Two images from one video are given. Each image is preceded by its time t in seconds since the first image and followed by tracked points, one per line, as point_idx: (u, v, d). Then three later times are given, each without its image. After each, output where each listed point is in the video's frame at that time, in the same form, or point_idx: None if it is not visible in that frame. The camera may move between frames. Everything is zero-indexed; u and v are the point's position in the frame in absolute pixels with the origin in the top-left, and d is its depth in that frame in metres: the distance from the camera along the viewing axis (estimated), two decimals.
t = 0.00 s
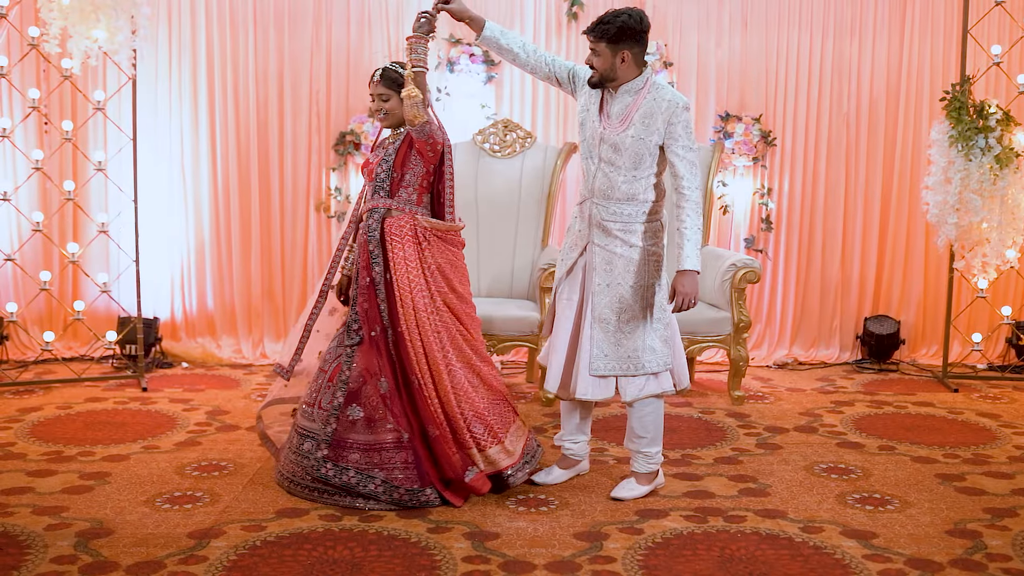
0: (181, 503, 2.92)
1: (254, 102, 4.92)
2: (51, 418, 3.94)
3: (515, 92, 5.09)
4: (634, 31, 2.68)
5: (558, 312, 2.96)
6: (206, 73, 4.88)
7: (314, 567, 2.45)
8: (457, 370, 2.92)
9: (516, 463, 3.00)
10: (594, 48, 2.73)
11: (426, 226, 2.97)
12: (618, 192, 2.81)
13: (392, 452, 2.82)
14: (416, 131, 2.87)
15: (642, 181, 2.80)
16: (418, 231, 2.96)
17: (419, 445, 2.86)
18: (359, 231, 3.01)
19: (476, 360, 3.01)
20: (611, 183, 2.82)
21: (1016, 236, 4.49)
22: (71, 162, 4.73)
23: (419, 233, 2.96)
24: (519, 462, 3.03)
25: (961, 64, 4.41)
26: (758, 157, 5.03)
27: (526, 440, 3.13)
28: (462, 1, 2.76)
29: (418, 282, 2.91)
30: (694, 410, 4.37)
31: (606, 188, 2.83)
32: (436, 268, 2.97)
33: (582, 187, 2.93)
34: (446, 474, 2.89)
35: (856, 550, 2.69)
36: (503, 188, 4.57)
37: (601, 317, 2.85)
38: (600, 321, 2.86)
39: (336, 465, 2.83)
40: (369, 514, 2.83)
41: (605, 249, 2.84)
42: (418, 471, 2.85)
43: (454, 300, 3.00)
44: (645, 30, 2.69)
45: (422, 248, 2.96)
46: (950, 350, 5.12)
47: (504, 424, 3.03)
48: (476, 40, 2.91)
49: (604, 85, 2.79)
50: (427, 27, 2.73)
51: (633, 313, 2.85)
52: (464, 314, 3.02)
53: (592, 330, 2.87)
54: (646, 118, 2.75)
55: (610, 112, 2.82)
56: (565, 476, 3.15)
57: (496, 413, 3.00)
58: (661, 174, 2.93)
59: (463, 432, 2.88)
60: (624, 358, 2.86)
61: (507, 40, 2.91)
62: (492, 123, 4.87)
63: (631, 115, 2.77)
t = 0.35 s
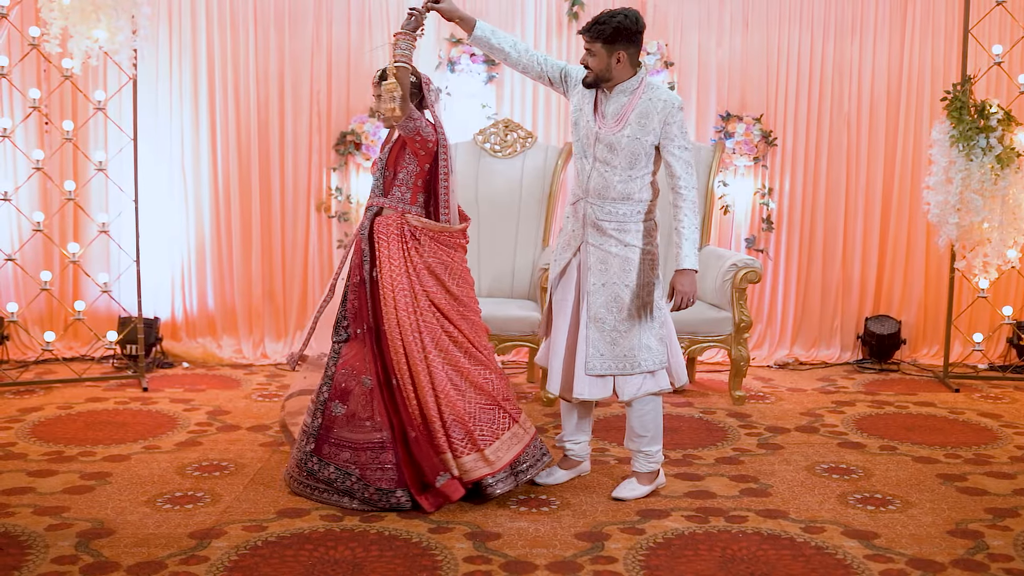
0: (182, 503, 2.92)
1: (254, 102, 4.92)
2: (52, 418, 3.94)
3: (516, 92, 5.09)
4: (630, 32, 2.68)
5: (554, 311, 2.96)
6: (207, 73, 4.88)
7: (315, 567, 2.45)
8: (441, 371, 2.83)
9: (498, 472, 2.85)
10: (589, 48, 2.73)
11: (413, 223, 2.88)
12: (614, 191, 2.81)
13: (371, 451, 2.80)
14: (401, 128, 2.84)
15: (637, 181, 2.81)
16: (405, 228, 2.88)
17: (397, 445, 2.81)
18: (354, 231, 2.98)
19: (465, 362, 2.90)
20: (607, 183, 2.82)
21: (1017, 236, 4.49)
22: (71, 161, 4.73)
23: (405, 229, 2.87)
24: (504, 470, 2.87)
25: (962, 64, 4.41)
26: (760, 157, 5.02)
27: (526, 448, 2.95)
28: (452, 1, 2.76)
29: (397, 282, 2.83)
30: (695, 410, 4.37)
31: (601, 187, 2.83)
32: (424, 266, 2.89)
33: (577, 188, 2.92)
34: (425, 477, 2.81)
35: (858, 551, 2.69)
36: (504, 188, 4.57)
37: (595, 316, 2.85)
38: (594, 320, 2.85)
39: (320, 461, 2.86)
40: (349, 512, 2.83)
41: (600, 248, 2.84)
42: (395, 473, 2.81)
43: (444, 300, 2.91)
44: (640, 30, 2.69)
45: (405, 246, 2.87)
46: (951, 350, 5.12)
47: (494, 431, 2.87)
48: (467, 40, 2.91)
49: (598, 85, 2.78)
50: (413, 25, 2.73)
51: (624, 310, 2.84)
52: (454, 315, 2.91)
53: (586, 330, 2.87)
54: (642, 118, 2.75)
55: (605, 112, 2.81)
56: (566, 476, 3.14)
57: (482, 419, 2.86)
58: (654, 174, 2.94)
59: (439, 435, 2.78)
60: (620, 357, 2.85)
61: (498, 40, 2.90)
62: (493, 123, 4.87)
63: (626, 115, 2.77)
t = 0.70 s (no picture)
0: (182, 503, 2.91)
1: (255, 102, 4.91)
2: (52, 418, 3.93)
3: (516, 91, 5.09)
4: (624, 32, 2.67)
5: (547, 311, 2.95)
6: (207, 72, 4.87)
7: (316, 567, 2.44)
8: (417, 374, 2.74)
9: (467, 481, 2.73)
10: (583, 47, 2.72)
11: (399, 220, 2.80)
12: (608, 190, 2.81)
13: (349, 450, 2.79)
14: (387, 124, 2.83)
15: (630, 180, 2.81)
16: (391, 227, 2.79)
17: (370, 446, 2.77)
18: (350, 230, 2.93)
19: (448, 366, 2.78)
20: (600, 182, 2.81)
21: (1019, 236, 4.48)
22: (71, 161, 4.73)
23: (390, 229, 2.80)
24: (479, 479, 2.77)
25: (963, 64, 4.41)
26: (760, 157, 5.01)
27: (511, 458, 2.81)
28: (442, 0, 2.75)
29: (376, 282, 2.76)
30: (696, 410, 4.36)
31: (594, 187, 2.82)
32: (409, 267, 2.80)
33: (569, 187, 2.91)
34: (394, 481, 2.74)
35: (859, 551, 2.69)
36: (503, 188, 4.56)
37: (589, 315, 2.85)
38: (588, 319, 2.85)
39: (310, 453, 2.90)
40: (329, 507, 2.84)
41: (594, 248, 2.84)
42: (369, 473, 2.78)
43: (431, 302, 2.81)
44: (634, 30, 2.69)
45: (389, 246, 2.79)
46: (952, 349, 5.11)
47: (472, 438, 2.75)
48: (458, 39, 2.90)
49: (592, 85, 2.78)
50: (402, 24, 2.74)
51: (618, 308, 2.84)
52: (440, 319, 2.80)
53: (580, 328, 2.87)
54: (636, 118, 2.75)
55: (598, 112, 2.81)
56: (567, 476, 3.13)
57: (459, 426, 2.74)
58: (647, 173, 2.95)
59: (405, 440, 2.68)
60: (615, 355, 2.84)
61: (490, 40, 2.89)
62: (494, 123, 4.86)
63: (620, 115, 2.77)
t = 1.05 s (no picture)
0: (182, 504, 2.91)
1: (255, 102, 4.91)
2: (52, 418, 3.93)
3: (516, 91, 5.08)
4: (618, 32, 2.67)
5: (542, 310, 2.95)
6: (207, 72, 4.87)
7: (316, 567, 2.44)
8: (390, 374, 2.68)
9: (425, 485, 2.64)
10: (576, 47, 2.71)
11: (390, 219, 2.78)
12: (602, 190, 2.80)
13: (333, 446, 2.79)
14: (375, 122, 2.77)
15: (624, 179, 2.80)
16: (380, 226, 2.77)
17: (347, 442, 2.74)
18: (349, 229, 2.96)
19: (424, 368, 2.71)
20: (595, 182, 2.80)
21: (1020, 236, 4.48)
22: (71, 160, 4.72)
23: (378, 229, 2.77)
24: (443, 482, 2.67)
25: (964, 63, 4.40)
26: (761, 157, 5.00)
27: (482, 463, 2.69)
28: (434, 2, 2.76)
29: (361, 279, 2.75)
30: (697, 410, 4.36)
31: (588, 186, 2.81)
32: (396, 265, 2.76)
33: (563, 187, 2.90)
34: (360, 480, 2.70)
35: (860, 551, 2.68)
36: (503, 188, 4.56)
37: (585, 314, 2.85)
38: (583, 318, 2.85)
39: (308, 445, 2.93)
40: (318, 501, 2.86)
41: (588, 247, 2.83)
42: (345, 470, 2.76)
43: (415, 301, 2.75)
44: (628, 30, 2.68)
45: (377, 244, 2.76)
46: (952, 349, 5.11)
47: (440, 442, 2.66)
48: (450, 41, 2.90)
49: (586, 85, 2.77)
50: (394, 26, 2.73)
51: (614, 306, 2.83)
52: (424, 318, 2.74)
53: (575, 327, 2.87)
54: (630, 118, 2.75)
55: (592, 112, 2.80)
56: (568, 476, 3.13)
57: (426, 429, 2.66)
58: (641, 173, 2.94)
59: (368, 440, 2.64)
60: (610, 354, 2.84)
61: (482, 40, 2.89)
62: (494, 123, 4.85)
63: (614, 115, 2.76)
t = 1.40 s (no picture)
0: (182, 505, 2.90)
1: (255, 102, 4.90)
2: (51, 418, 3.92)
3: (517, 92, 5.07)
4: (611, 32, 2.66)
5: (537, 309, 2.97)
6: (207, 72, 4.86)
7: (315, 569, 2.42)
8: (365, 373, 2.67)
9: (374, 486, 2.60)
10: (571, 47, 2.71)
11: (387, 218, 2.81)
12: (596, 190, 2.80)
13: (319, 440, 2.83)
14: (368, 121, 2.77)
15: (618, 178, 2.80)
16: (375, 227, 2.81)
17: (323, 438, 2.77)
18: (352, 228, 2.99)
19: (397, 370, 2.67)
20: (589, 182, 2.80)
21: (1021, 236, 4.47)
22: (70, 160, 4.71)
23: (374, 230, 2.81)
24: (392, 486, 2.62)
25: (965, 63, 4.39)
26: (761, 157, 4.99)
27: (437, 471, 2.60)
28: (430, 5, 2.78)
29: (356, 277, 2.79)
30: (698, 410, 4.35)
31: (583, 186, 2.81)
32: (388, 265, 2.76)
33: (559, 186, 2.90)
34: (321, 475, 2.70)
35: (862, 552, 2.67)
36: (503, 188, 4.55)
37: (578, 313, 2.85)
38: (577, 317, 2.86)
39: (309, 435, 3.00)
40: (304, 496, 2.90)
41: (582, 247, 2.83)
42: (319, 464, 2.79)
43: (402, 302, 2.74)
44: (622, 30, 2.67)
45: (371, 243, 2.79)
46: (954, 350, 5.10)
47: (397, 447, 2.61)
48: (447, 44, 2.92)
49: (580, 84, 2.76)
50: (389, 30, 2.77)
51: (607, 306, 2.82)
52: (407, 319, 2.73)
53: (570, 326, 2.89)
54: (624, 118, 2.73)
55: (587, 112, 2.79)
56: (569, 477, 3.12)
57: (385, 432, 2.61)
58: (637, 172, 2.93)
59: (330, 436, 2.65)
60: (602, 354, 2.84)
61: (479, 42, 2.90)
62: (495, 122, 4.83)
63: (608, 115, 2.75)
